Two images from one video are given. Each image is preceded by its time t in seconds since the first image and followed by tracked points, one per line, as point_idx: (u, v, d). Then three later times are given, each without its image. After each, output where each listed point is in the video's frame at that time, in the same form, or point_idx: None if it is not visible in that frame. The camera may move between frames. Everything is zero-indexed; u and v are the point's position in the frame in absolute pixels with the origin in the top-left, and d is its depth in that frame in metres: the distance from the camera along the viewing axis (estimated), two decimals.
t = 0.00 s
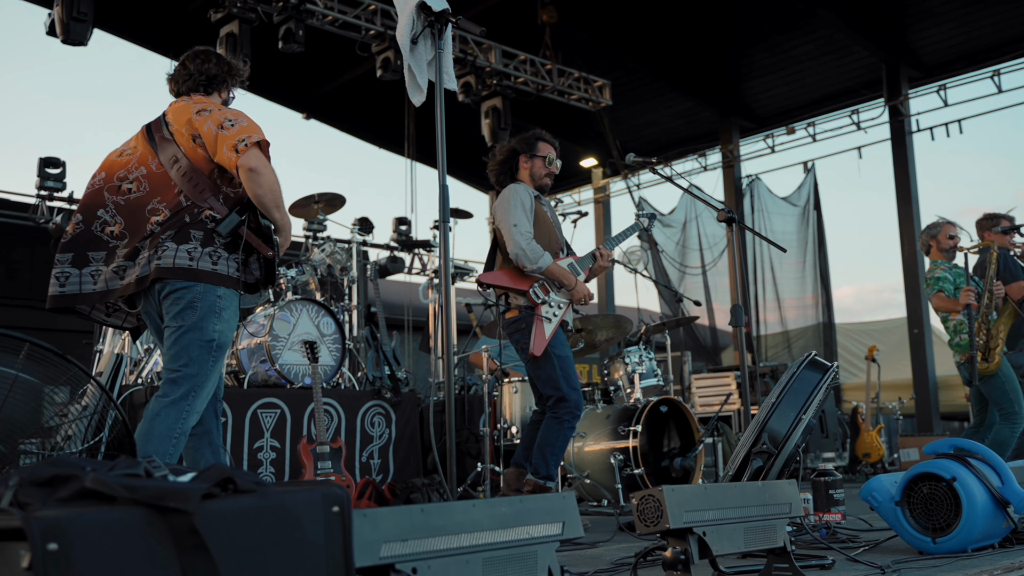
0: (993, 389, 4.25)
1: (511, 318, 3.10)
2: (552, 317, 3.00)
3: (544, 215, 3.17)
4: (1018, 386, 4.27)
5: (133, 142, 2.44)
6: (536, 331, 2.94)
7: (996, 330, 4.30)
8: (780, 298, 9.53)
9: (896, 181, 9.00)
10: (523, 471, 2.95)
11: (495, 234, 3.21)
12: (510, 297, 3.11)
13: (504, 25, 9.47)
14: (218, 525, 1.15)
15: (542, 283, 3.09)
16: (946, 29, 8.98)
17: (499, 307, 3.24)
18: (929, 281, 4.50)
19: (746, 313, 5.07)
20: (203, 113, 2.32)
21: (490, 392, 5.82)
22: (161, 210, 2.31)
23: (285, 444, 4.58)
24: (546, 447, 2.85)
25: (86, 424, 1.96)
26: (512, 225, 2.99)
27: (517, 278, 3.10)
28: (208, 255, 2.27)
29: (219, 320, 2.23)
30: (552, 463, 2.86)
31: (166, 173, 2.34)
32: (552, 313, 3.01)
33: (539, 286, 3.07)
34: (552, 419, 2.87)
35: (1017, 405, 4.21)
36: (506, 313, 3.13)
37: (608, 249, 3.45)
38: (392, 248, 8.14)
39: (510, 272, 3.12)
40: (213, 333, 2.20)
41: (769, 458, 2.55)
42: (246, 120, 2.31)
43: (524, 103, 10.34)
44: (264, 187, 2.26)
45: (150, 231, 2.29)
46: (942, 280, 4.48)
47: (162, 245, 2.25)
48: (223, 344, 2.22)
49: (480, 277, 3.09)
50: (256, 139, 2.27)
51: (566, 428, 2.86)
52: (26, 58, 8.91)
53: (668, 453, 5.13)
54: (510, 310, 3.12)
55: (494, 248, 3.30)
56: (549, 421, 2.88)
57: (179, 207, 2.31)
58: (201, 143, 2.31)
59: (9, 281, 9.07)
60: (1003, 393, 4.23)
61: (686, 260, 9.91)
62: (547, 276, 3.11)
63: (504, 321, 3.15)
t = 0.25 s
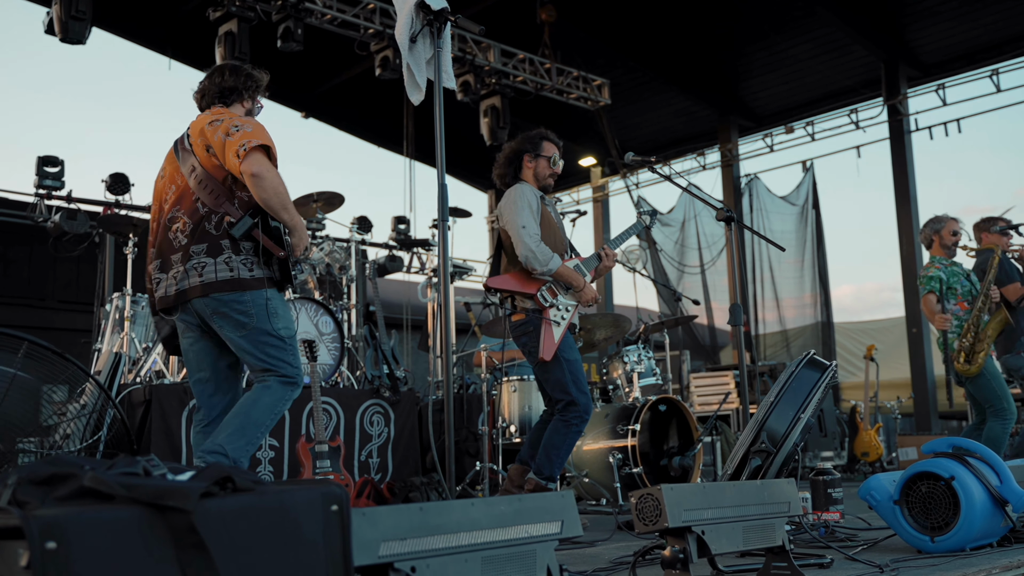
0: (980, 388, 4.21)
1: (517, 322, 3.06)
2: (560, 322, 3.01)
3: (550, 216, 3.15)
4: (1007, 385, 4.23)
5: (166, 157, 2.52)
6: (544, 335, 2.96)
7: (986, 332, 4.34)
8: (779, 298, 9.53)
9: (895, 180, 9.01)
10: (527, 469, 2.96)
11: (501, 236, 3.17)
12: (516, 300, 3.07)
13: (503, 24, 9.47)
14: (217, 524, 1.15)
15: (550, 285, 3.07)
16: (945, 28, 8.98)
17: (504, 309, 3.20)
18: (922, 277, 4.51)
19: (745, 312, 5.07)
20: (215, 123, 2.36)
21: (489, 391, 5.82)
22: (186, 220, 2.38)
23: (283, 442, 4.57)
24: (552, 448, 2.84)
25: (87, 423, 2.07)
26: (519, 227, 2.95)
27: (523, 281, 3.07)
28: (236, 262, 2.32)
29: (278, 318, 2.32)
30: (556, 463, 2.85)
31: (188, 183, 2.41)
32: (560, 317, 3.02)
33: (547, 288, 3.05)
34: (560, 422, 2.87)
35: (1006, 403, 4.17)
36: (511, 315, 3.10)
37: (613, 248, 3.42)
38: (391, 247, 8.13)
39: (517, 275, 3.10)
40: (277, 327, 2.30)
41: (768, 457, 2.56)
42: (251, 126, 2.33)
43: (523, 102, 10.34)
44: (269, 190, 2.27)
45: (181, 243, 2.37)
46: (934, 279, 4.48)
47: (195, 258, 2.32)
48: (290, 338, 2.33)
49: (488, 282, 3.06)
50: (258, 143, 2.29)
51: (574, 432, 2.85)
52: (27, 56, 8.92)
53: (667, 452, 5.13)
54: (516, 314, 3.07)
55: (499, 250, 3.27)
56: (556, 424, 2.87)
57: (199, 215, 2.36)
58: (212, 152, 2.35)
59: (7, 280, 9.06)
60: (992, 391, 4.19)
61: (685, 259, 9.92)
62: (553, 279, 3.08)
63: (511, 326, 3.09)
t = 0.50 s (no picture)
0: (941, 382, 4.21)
1: (519, 323, 3.05)
2: (564, 323, 2.99)
3: (553, 216, 3.14)
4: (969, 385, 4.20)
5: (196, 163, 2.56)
6: (548, 336, 2.96)
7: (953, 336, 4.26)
8: (777, 297, 9.54)
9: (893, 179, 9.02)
10: (529, 467, 2.96)
11: (504, 236, 3.16)
12: (519, 301, 3.05)
13: (502, 23, 9.47)
14: (216, 524, 1.15)
15: (554, 286, 3.05)
16: (943, 27, 8.99)
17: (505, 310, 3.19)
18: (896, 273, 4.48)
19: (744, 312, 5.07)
20: (236, 131, 2.37)
21: (487, 390, 5.82)
22: (213, 227, 2.41)
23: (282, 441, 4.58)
24: (553, 449, 2.83)
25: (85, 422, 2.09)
26: (525, 228, 2.94)
27: (527, 282, 3.06)
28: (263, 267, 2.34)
29: (303, 320, 2.33)
30: (557, 464, 2.84)
31: (213, 190, 2.44)
32: (564, 318, 3.00)
33: (551, 290, 3.04)
34: (563, 423, 2.87)
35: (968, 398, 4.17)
36: (513, 316, 3.09)
37: (614, 249, 3.41)
38: (389, 246, 8.14)
39: (520, 277, 3.08)
40: (302, 331, 2.31)
41: (767, 456, 2.56)
42: (269, 136, 2.33)
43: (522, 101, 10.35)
44: (284, 198, 2.27)
45: (207, 249, 2.39)
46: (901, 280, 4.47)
47: (219, 264, 2.35)
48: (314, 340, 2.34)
49: (492, 283, 3.05)
50: (272, 152, 2.28)
51: (577, 433, 2.85)
52: (25, 55, 8.91)
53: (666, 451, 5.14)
54: (518, 315, 3.06)
55: (500, 251, 3.25)
56: (559, 425, 2.87)
57: (224, 222, 2.39)
58: (234, 161, 2.37)
59: (5, 279, 9.05)
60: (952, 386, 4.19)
61: (683, 258, 9.92)
62: (558, 279, 3.07)
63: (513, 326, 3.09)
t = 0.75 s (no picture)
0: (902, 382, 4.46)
1: (520, 322, 3.05)
2: (565, 324, 3.00)
3: (554, 216, 3.14)
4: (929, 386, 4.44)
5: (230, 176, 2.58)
6: (549, 337, 2.96)
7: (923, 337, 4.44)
8: (776, 296, 9.54)
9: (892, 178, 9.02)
10: (528, 466, 2.97)
11: (504, 235, 3.16)
12: (520, 300, 3.06)
13: (500, 21, 9.48)
14: (215, 523, 1.15)
15: (555, 286, 3.05)
16: (942, 27, 9.00)
17: (504, 308, 3.19)
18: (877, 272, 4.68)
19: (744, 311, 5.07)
20: (272, 146, 2.40)
21: (486, 389, 5.83)
22: (246, 237, 2.42)
23: (281, 441, 4.57)
24: (553, 449, 2.83)
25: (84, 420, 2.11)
26: (529, 229, 2.93)
27: (529, 282, 3.06)
28: (296, 277, 2.36)
29: (329, 328, 2.36)
30: (557, 464, 2.84)
31: (248, 202, 2.45)
32: (565, 319, 3.01)
33: (552, 290, 3.05)
34: (563, 423, 2.86)
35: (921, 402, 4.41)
36: (513, 315, 3.09)
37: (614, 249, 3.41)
38: (389, 246, 8.15)
39: (521, 277, 3.08)
40: (328, 340, 2.34)
41: (765, 456, 2.56)
42: (305, 149, 2.36)
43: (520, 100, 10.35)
44: (322, 210, 2.29)
45: (240, 259, 2.40)
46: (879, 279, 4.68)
47: (253, 274, 2.36)
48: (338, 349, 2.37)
49: (494, 283, 3.05)
50: (309, 167, 2.32)
51: (576, 434, 2.85)
52: (24, 54, 8.91)
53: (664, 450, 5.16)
54: (519, 314, 3.07)
55: (500, 250, 3.24)
56: (559, 425, 2.87)
57: (260, 233, 2.40)
58: (270, 174, 2.39)
59: (3, 278, 9.04)
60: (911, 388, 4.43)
61: (682, 257, 9.92)
62: (559, 280, 3.07)
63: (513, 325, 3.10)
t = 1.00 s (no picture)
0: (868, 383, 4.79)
1: (519, 322, 3.05)
2: (565, 323, 3.00)
3: (554, 216, 3.14)
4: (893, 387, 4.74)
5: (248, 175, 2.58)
6: (549, 336, 2.96)
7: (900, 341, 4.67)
8: (775, 296, 9.54)
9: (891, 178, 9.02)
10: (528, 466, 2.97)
11: (505, 235, 3.16)
12: (520, 300, 3.06)
13: (499, 21, 9.48)
14: (214, 523, 1.15)
15: (556, 286, 3.05)
16: (941, 27, 9.00)
17: (503, 307, 3.18)
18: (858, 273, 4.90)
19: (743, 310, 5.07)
20: (294, 150, 2.41)
21: (486, 390, 5.84)
22: (263, 237, 2.43)
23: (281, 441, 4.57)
24: (553, 449, 2.82)
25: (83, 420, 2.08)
26: (530, 228, 2.93)
27: (530, 282, 3.06)
28: (309, 279, 2.38)
29: (340, 330, 2.37)
30: (557, 463, 2.83)
31: (267, 203, 2.46)
32: (565, 318, 3.01)
33: (552, 289, 3.04)
34: (563, 422, 2.86)
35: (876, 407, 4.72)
36: (512, 314, 3.09)
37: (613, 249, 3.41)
38: (389, 246, 8.15)
39: (522, 276, 3.08)
40: (338, 341, 2.35)
41: (764, 456, 2.56)
42: (327, 157, 2.38)
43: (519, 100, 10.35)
44: (340, 218, 2.31)
45: (256, 259, 2.42)
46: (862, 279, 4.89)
47: (269, 274, 2.38)
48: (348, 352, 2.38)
49: (495, 282, 3.05)
50: (330, 176, 2.33)
51: (576, 433, 2.85)
52: (25, 55, 8.93)
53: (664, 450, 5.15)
54: (518, 313, 3.07)
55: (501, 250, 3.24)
56: (559, 424, 2.87)
57: (278, 235, 2.42)
58: (291, 178, 2.41)
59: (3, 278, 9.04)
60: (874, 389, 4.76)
61: (682, 257, 9.93)
62: (559, 279, 3.07)
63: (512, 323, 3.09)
